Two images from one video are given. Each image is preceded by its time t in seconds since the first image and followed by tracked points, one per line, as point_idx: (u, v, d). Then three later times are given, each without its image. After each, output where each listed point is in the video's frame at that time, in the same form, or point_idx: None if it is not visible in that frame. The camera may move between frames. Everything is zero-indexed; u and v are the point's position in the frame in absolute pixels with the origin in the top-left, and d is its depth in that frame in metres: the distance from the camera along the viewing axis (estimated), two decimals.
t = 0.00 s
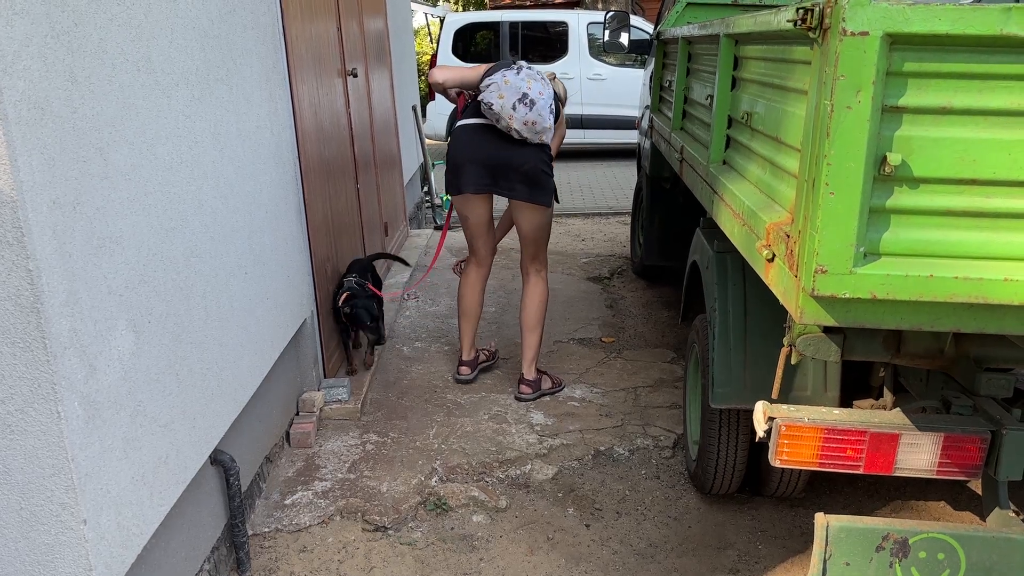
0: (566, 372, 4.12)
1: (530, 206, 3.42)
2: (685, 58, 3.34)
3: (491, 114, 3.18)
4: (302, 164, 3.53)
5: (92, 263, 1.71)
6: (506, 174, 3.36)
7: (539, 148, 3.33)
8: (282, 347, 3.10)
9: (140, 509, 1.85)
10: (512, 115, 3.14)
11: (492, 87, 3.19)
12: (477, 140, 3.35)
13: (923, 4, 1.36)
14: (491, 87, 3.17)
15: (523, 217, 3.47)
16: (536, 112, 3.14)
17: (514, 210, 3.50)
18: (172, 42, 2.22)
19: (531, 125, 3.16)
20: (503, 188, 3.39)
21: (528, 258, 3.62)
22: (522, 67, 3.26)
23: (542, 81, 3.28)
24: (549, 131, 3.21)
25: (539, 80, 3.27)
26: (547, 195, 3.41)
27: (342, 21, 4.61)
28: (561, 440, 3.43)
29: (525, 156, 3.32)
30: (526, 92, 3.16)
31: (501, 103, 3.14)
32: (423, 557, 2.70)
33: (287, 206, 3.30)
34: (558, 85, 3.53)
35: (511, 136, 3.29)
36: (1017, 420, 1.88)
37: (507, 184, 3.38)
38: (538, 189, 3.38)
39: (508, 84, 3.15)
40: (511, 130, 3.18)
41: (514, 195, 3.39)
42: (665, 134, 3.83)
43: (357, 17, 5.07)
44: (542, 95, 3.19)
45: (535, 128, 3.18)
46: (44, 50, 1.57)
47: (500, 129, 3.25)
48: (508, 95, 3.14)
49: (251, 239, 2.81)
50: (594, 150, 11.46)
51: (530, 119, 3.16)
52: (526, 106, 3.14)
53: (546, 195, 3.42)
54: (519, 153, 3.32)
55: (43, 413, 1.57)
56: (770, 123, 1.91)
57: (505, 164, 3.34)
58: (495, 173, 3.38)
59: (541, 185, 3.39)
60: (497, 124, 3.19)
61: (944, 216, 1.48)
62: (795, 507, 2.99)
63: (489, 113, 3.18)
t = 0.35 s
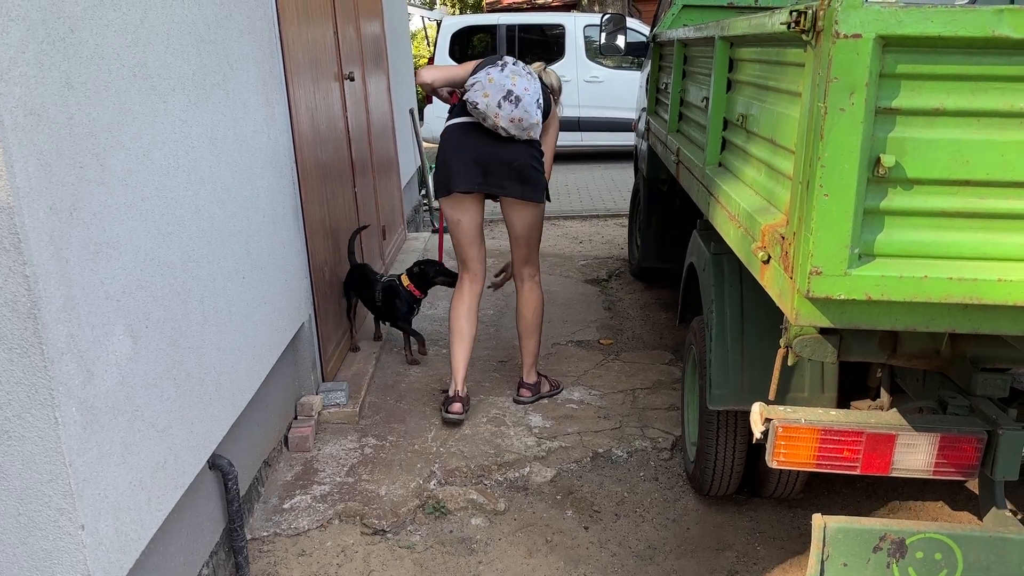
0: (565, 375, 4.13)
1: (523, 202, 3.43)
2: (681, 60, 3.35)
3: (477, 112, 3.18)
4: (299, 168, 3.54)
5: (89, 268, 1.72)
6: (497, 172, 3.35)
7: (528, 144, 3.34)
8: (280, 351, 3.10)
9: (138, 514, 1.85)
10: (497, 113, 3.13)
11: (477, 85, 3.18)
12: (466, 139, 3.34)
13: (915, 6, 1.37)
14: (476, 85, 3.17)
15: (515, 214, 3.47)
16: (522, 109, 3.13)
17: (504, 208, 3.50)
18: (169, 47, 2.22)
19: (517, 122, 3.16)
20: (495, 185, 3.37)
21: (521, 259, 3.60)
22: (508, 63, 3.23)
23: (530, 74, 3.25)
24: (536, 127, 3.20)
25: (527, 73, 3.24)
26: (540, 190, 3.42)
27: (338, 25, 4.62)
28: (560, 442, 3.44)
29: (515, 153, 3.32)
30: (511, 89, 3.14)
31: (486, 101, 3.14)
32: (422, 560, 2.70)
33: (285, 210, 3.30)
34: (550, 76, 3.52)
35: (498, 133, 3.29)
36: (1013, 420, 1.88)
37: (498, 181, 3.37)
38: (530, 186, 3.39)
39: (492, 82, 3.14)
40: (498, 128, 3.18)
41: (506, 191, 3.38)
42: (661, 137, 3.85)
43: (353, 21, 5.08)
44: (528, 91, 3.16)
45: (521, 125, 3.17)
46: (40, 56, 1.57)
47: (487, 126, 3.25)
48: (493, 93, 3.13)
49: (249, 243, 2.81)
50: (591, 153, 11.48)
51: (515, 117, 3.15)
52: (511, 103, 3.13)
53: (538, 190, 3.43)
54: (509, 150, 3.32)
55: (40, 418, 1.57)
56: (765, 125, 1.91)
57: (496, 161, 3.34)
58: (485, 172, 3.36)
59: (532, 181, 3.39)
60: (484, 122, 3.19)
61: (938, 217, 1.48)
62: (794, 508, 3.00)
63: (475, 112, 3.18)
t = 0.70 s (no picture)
0: (561, 377, 4.13)
1: (500, 210, 3.45)
2: (675, 63, 3.36)
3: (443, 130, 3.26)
4: (295, 172, 3.54)
5: (84, 275, 1.72)
6: (469, 183, 3.36)
7: (499, 154, 3.33)
8: (276, 355, 3.11)
9: (135, 519, 1.85)
10: (459, 132, 3.19)
11: (438, 103, 3.21)
12: (435, 153, 3.36)
13: (905, 11, 1.38)
14: (437, 105, 3.20)
15: (495, 220, 3.48)
16: (482, 127, 3.13)
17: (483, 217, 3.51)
18: (163, 53, 2.23)
19: (481, 138, 3.18)
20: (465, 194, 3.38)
21: (505, 262, 3.59)
22: (467, 72, 3.16)
23: (495, 78, 3.17)
24: (506, 135, 3.19)
25: (491, 78, 3.16)
26: (514, 197, 3.42)
27: (334, 29, 4.63)
28: (557, 445, 3.44)
29: (484, 163, 3.33)
30: (470, 106, 3.13)
31: (447, 121, 3.19)
32: (420, 564, 2.70)
33: (280, 215, 3.31)
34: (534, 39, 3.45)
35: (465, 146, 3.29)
36: (1006, 420, 1.89)
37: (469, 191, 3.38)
38: (504, 194, 3.40)
39: (449, 102, 3.14)
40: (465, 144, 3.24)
41: (475, 199, 3.38)
42: (656, 139, 3.86)
43: (349, 25, 5.09)
44: (488, 103, 3.12)
45: (486, 139, 3.19)
46: (34, 63, 1.58)
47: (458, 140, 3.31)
48: (451, 113, 3.16)
49: (244, 248, 2.82)
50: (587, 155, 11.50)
51: (478, 133, 3.17)
52: (471, 122, 3.14)
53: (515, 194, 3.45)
54: (479, 162, 3.33)
55: (36, 425, 1.58)
56: (758, 128, 1.92)
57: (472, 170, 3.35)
58: (456, 184, 3.36)
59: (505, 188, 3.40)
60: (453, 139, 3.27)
61: (928, 220, 1.49)
62: (790, 509, 3.00)
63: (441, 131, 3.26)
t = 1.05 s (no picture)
0: (558, 378, 4.14)
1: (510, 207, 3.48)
2: (671, 65, 3.36)
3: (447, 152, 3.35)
4: (291, 174, 3.54)
5: (79, 278, 1.72)
6: (477, 188, 3.41)
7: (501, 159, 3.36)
8: (273, 357, 3.11)
9: (130, 522, 1.85)
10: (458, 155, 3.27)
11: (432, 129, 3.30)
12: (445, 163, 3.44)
13: (897, 12, 1.39)
14: (432, 133, 3.29)
15: (504, 217, 3.52)
16: (475, 147, 3.19)
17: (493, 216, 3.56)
18: (158, 56, 2.23)
19: (480, 155, 3.24)
20: (473, 198, 3.43)
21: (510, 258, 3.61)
22: (450, 94, 3.21)
23: (477, 93, 3.17)
24: (504, 144, 3.20)
25: (473, 95, 3.17)
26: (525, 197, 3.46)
27: (330, 32, 4.63)
28: (553, 446, 3.44)
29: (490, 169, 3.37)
30: (459, 130, 3.19)
31: (445, 146, 3.28)
32: (417, 566, 2.70)
33: (276, 217, 3.31)
34: None
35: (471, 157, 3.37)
36: (1000, 420, 1.89)
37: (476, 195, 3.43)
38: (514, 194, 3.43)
39: (440, 130, 3.23)
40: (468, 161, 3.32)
41: (485, 202, 3.43)
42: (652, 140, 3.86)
43: (344, 27, 5.09)
44: (476, 122, 3.16)
45: (485, 154, 3.24)
46: (28, 67, 1.58)
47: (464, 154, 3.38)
48: (445, 139, 3.25)
49: (240, 250, 2.82)
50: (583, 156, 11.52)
51: (475, 151, 3.23)
52: (465, 144, 3.21)
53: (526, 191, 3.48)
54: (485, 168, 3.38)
55: (30, 428, 1.58)
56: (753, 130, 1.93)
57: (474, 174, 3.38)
58: (464, 190, 3.42)
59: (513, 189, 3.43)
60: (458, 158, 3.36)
61: (921, 220, 1.49)
62: (786, 510, 3.01)
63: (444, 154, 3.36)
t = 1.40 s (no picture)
0: (556, 378, 4.13)
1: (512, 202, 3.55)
2: (668, 63, 3.36)
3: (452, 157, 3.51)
4: (288, 174, 3.54)
5: (75, 275, 1.71)
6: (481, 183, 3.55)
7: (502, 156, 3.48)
8: (269, 357, 3.10)
9: (127, 521, 1.84)
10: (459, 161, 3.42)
11: (434, 137, 3.45)
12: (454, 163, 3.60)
13: (893, 8, 1.39)
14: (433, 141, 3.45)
15: (505, 213, 3.57)
16: (472, 153, 3.32)
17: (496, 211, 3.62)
18: (154, 54, 2.22)
19: (479, 158, 3.36)
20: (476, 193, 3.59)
21: (509, 250, 3.62)
22: (445, 105, 3.34)
23: (468, 101, 3.29)
24: (500, 146, 3.31)
25: (465, 103, 3.29)
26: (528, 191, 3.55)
27: (327, 32, 4.62)
28: (551, 445, 3.44)
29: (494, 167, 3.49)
30: (456, 139, 3.34)
31: (447, 153, 3.44)
32: (414, 565, 2.70)
33: (273, 217, 3.30)
34: None
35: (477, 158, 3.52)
36: (997, 417, 1.89)
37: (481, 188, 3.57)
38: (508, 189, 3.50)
39: (440, 139, 3.39)
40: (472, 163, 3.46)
41: (488, 195, 3.55)
42: (649, 140, 3.86)
43: (342, 27, 5.08)
44: (468, 129, 3.28)
45: (484, 157, 3.36)
46: (23, 64, 1.57)
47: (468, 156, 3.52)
48: (446, 147, 3.40)
49: (237, 249, 2.81)
50: (581, 157, 11.52)
51: (475, 155, 3.36)
52: (464, 151, 3.35)
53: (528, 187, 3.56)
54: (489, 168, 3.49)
55: (26, 426, 1.57)
56: (750, 128, 1.93)
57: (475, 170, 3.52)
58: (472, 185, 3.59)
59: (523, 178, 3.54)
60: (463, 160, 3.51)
61: (917, 217, 1.49)
62: (784, 509, 3.01)
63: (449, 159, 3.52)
